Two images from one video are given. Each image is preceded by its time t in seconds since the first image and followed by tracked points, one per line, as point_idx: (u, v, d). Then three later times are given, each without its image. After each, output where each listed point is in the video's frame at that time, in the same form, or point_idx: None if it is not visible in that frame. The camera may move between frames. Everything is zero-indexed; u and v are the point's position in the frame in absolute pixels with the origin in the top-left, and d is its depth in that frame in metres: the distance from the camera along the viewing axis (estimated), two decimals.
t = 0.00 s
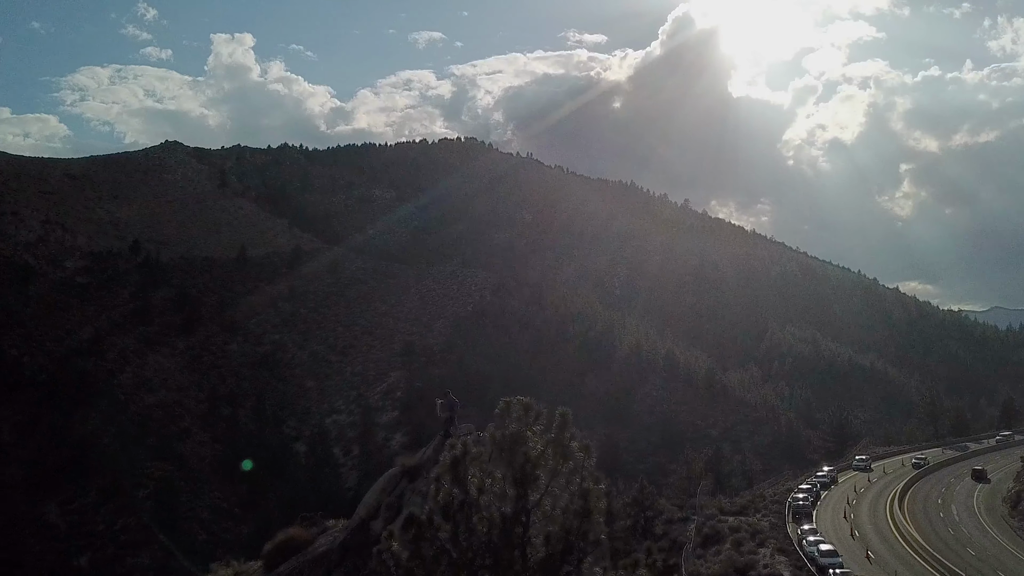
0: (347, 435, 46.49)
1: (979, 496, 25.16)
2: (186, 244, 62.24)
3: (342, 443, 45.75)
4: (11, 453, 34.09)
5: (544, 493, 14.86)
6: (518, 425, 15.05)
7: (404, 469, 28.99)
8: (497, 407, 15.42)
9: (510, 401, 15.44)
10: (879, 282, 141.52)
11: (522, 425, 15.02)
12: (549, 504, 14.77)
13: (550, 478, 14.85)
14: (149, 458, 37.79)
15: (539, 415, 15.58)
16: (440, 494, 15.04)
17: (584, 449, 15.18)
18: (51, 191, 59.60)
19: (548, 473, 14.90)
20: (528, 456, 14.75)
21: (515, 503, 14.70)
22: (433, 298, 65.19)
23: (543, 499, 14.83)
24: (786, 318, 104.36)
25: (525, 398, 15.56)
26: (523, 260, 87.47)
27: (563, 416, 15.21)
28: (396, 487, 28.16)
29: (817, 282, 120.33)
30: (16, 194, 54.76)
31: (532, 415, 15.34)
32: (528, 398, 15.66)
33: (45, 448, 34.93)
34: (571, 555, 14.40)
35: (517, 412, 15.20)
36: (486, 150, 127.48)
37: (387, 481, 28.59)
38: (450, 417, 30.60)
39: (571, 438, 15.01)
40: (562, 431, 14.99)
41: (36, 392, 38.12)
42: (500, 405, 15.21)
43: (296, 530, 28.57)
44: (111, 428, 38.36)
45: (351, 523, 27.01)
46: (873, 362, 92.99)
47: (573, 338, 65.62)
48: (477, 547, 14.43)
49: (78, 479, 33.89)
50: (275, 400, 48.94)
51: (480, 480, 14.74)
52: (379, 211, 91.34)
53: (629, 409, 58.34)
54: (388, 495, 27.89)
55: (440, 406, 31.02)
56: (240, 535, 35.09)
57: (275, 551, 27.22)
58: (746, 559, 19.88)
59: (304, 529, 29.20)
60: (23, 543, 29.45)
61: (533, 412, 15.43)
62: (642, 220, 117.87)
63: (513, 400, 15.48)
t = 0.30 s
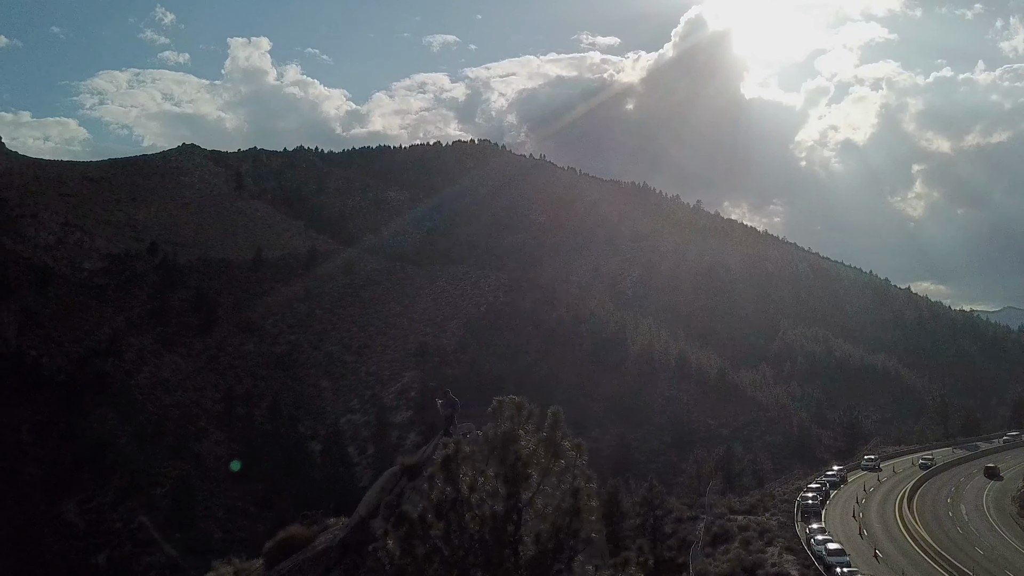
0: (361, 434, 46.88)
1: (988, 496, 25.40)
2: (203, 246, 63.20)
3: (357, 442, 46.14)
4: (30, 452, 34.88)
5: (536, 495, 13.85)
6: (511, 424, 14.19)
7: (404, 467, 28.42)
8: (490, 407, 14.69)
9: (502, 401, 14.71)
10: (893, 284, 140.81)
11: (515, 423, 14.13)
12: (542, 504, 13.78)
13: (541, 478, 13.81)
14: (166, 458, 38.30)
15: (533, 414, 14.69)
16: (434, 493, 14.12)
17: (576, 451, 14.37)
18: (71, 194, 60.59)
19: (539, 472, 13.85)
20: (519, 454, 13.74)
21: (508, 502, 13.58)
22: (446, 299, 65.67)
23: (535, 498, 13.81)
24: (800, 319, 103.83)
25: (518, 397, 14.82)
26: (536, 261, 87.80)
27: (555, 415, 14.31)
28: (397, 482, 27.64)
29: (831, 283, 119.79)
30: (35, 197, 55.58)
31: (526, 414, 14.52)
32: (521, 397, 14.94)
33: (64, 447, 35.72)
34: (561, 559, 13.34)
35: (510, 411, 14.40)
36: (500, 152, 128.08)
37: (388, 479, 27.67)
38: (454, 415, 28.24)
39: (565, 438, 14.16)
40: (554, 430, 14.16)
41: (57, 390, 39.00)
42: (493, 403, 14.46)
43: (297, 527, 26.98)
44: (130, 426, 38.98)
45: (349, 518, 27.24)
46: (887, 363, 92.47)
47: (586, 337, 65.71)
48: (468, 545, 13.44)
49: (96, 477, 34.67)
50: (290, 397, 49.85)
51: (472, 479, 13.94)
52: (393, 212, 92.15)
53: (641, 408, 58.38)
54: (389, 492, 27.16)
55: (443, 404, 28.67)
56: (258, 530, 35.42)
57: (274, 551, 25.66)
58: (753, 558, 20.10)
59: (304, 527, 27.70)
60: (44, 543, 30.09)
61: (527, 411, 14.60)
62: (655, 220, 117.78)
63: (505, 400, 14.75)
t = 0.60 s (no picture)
0: (377, 434, 47.32)
1: (997, 496, 25.44)
2: (221, 248, 64.23)
3: (373, 442, 46.61)
4: (47, 453, 34.97)
5: (525, 492, 13.55)
6: (500, 423, 13.90)
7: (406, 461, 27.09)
8: (479, 406, 14.39)
9: (491, 400, 14.40)
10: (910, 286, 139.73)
11: (504, 422, 13.84)
12: (530, 501, 13.49)
13: (529, 476, 13.41)
14: (185, 455, 38.76)
15: (523, 413, 14.21)
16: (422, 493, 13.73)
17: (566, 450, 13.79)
18: (92, 197, 62.03)
19: (527, 471, 13.49)
20: (507, 453, 13.44)
21: (495, 500, 13.28)
22: (461, 300, 66.22)
23: (524, 495, 13.51)
24: (816, 320, 103.16)
25: (506, 397, 14.50)
26: (550, 262, 88.20)
27: (542, 413, 13.98)
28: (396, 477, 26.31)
29: (847, 285, 118.97)
30: (57, 202, 57.26)
31: (516, 412, 14.11)
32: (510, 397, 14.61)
33: (86, 447, 35.88)
34: (549, 558, 13.00)
35: (498, 409, 14.06)
36: (514, 153, 128.61)
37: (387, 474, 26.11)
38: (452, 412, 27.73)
39: (554, 436, 13.75)
40: (543, 429, 13.73)
41: (76, 390, 39.15)
42: (482, 402, 14.13)
43: (295, 526, 26.37)
44: (148, 425, 39.18)
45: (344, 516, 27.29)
46: (905, 366, 91.73)
47: (599, 338, 65.85)
48: (454, 543, 13.15)
49: (114, 477, 34.77)
50: (308, 398, 50.78)
51: (460, 477, 13.52)
52: (409, 214, 93.00)
53: (655, 408, 58.43)
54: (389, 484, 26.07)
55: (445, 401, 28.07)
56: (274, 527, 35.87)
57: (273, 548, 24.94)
58: (762, 557, 20.28)
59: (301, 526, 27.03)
60: (62, 542, 30.14)
61: (516, 410, 14.23)
62: (670, 222, 117.69)
63: (495, 399, 14.42)
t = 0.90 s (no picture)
0: (391, 433, 47.73)
1: (1007, 496, 25.42)
2: (235, 249, 65.07)
3: (385, 441, 46.98)
4: (66, 450, 35.47)
5: (516, 491, 13.62)
6: (491, 422, 13.99)
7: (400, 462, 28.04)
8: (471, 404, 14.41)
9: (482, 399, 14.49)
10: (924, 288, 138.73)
11: (496, 421, 13.94)
12: (520, 499, 13.56)
13: (518, 475, 13.52)
14: (200, 454, 39.05)
15: (514, 412, 14.33)
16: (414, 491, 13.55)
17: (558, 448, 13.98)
18: (109, 199, 63.18)
19: (516, 470, 13.58)
20: (498, 452, 13.49)
21: (486, 498, 13.35)
22: (472, 300, 66.68)
23: (514, 494, 13.57)
24: (829, 322, 102.59)
25: (498, 396, 14.55)
26: (561, 263, 88.45)
27: (533, 412, 14.09)
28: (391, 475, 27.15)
29: (861, 287, 118.26)
30: (75, 204, 58.37)
31: (507, 411, 14.24)
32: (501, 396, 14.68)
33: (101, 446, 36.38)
34: (539, 557, 13.05)
35: (489, 409, 14.14)
36: (525, 155, 129.00)
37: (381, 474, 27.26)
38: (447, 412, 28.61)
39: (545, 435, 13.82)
40: (534, 428, 13.80)
41: (94, 388, 39.80)
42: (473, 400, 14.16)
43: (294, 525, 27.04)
44: (163, 424, 39.64)
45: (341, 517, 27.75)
46: (919, 368, 91.07)
47: (610, 337, 65.94)
48: (445, 542, 13.11)
49: (130, 476, 35.37)
50: (323, 398, 51.39)
51: (452, 475, 13.35)
52: (422, 215, 93.73)
53: (666, 408, 58.43)
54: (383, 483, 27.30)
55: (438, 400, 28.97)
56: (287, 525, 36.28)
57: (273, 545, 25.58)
58: (769, 556, 20.41)
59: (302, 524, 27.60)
60: (76, 542, 30.78)
61: (507, 408, 14.32)
62: (681, 223, 117.55)
63: (486, 399, 14.48)
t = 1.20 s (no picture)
0: (408, 432, 48.32)
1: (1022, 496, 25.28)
2: (256, 251, 66.27)
3: (402, 440, 47.58)
4: (89, 449, 35.09)
5: (508, 489, 13.39)
6: (483, 422, 13.76)
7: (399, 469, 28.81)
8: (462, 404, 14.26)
9: (475, 397, 14.30)
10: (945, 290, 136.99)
11: (487, 422, 13.71)
12: (512, 498, 13.35)
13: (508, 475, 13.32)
14: (223, 454, 39.95)
15: (507, 411, 14.06)
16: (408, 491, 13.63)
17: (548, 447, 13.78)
18: (132, 202, 64.53)
19: (508, 469, 13.36)
20: (489, 452, 13.30)
21: (477, 496, 13.16)
22: (489, 300, 67.23)
23: (506, 493, 13.36)
24: (849, 323, 101.60)
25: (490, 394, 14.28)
26: (577, 263, 88.71)
27: (526, 411, 13.69)
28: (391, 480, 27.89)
29: (881, 288, 117.08)
30: (99, 208, 59.75)
31: (498, 411, 13.97)
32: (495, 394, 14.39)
33: (122, 438, 36.76)
34: (530, 557, 12.84)
35: (481, 408, 13.90)
36: (542, 156, 129.44)
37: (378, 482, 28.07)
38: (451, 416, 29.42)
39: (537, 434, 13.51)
40: (525, 427, 13.51)
41: (113, 388, 39.78)
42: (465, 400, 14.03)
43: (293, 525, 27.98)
44: (184, 423, 40.27)
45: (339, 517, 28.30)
46: (940, 371, 90.01)
47: (626, 337, 66.03)
48: (437, 540, 13.08)
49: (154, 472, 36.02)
50: (343, 398, 52.16)
51: (441, 474, 13.25)
52: (439, 216, 94.60)
53: (682, 407, 58.33)
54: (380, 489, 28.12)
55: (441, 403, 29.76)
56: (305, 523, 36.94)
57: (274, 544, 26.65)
58: (781, 555, 20.60)
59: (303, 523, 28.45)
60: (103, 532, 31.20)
61: (499, 408, 14.02)
62: (699, 224, 117.20)
63: (478, 398, 14.28)
